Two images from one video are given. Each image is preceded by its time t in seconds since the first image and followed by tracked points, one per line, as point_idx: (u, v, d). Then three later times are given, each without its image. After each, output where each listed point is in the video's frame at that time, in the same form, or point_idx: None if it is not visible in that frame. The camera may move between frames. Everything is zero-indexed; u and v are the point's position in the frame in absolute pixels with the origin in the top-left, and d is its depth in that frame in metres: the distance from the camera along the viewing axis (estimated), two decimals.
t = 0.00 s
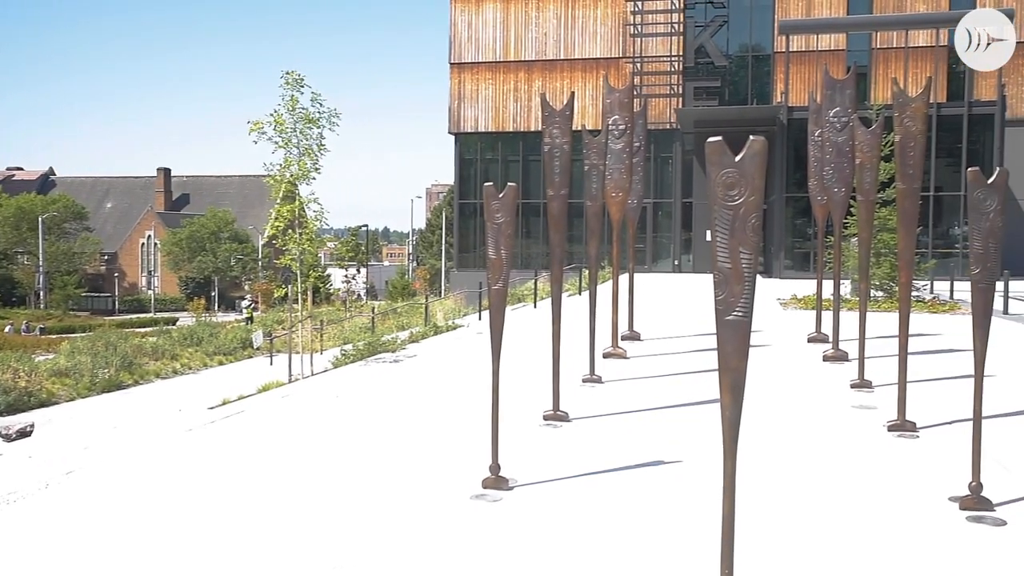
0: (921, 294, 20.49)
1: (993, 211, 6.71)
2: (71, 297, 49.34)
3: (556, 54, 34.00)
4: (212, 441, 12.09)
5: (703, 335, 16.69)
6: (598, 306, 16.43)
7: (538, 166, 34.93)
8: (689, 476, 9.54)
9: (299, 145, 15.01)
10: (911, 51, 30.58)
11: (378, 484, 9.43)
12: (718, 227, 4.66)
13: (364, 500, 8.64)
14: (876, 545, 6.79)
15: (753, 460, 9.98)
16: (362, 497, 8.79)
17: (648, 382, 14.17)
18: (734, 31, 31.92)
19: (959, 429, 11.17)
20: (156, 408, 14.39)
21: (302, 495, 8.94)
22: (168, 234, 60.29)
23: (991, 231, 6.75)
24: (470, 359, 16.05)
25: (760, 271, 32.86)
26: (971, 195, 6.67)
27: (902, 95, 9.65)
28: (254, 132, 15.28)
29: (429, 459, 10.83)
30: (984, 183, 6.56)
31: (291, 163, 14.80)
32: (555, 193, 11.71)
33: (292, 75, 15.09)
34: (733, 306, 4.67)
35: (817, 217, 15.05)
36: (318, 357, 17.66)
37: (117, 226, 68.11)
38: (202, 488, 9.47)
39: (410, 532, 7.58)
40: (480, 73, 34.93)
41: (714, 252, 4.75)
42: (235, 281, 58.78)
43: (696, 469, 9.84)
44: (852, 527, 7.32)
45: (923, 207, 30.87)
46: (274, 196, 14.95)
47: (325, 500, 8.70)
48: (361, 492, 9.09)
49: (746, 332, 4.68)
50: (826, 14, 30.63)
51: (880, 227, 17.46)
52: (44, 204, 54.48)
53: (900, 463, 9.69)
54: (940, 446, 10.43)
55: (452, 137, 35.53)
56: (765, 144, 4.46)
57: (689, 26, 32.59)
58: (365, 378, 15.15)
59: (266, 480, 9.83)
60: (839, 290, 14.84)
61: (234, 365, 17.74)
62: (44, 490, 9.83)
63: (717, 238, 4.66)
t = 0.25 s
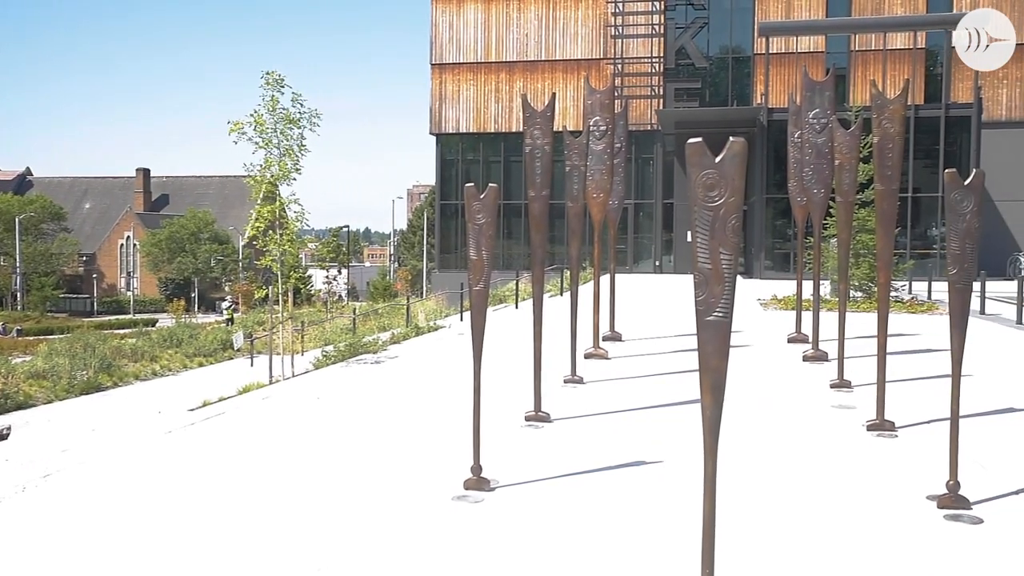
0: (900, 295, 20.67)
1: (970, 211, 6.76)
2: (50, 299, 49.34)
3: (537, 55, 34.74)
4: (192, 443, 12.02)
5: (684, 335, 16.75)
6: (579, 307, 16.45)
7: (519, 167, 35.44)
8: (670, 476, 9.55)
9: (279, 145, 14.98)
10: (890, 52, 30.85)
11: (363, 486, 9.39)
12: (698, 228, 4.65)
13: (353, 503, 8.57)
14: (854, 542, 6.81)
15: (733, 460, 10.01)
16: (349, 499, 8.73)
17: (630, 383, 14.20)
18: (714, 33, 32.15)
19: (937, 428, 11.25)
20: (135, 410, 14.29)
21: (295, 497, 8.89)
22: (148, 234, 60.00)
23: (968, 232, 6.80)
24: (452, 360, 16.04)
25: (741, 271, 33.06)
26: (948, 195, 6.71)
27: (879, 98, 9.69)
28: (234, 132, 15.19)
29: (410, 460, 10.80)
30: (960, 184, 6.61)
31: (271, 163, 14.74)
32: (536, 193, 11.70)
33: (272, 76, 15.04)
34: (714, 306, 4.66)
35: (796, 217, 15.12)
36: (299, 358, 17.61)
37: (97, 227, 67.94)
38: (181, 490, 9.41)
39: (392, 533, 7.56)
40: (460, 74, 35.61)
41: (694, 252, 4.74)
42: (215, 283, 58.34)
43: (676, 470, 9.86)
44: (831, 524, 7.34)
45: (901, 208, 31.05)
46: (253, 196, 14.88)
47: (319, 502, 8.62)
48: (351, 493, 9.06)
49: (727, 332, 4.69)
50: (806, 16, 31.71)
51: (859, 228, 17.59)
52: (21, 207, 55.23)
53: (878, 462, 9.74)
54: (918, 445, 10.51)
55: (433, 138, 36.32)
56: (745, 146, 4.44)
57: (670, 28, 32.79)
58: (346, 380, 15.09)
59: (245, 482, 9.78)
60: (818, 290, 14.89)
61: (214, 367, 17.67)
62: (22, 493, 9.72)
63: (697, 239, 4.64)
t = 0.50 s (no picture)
0: (881, 295, 20.82)
1: (948, 213, 6.82)
2: (29, 300, 49.12)
3: (519, 56, 34.77)
4: (172, 445, 11.94)
5: (666, 336, 16.80)
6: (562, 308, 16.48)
7: (501, 167, 35.56)
8: (652, 477, 9.57)
9: (261, 146, 14.93)
10: (870, 55, 31.16)
11: (345, 487, 9.37)
12: (680, 228, 4.65)
13: (335, 504, 8.56)
14: (833, 540, 6.85)
15: (714, 460, 10.05)
16: (332, 500, 8.72)
17: (613, 383, 14.23)
18: (696, 34, 32.89)
19: (917, 428, 11.34)
20: (115, 413, 14.18)
21: (277, 499, 8.86)
22: (128, 235, 59.63)
23: (946, 233, 6.87)
24: (435, 361, 16.04)
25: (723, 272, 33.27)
26: (927, 197, 6.76)
27: (859, 99, 9.70)
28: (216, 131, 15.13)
29: (392, 461, 10.77)
30: (939, 186, 6.64)
31: (253, 164, 14.68)
32: (519, 194, 11.64)
33: (254, 75, 14.97)
34: (695, 307, 4.66)
35: (778, 219, 15.19)
36: (281, 359, 17.57)
37: (77, 227, 67.58)
38: (161, 493, 9.35)
39: (374, 534, 7.55)
40: (443, 75, 35.60)
41: (675, 253, 4.74)
42: (196, 284, 58.07)
43: (658, 470, 9.88)
44: (811, 523, 7.39)
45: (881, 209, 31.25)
46: (235, 197, 14.81)
47: (302, 504, 8.60)
48: (333, 494, 9.04)
49: (708, 333, 4.70)
50: (785, 17, 32.29)
51: (840, 229, 17.71)
52: None
53: (857, 462, 9.81)
54: (898, 445, 10.58)
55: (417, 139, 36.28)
56: (726, 147, 4.46)
57: (653, 29, 33.48)
58: (329, 381, 15.04)
59: (226, 484, 9.73)
60: (799, 291, 14.96)
61: (196, 368, 17.59)
62: None
63: (678, 239, 4.65)
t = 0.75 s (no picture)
0: (862, 295, 20.96)
1: (928, 214, 6.88)
2: (9, 302, 48.77)
3: (503, 57, 34.80)
4: (153, 447, 11.88)
5: (649, 336, 16.85)
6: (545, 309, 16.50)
7: (484, 168, 35.65)
8: (635, 477, 9.59)
9: (244, 146, 14.85)
10: (852, 56, 31.44)
11: (328, 488, 9.36)
12: (663, 229, 4.66)
13: (318, 505, 8.57)
14: (814, 539, 6.89)
15: (697, 460, 10.08)
16: (314, 501, 8.72)
17: (595, 384, 14.25)
18: (679, 36, 32.99)
19: (898, 427, 11.42)
20: (96, 415, 14.07)
21: (260, 500, 8.85)
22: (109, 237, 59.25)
23: (926, 234, 6.92)
24: (418, 362, 16.04)
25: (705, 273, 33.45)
26: (908, 198, 6.80)
27: (841, 100, 9.72)
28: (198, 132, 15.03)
29: (375, 462, 10.76)
30: (920, 187, 6.68)
31: (236, 164, 14.63)
32: (502, 195, 11.56)
33: (236, 75, 14.90)
34: (678, 307, 4.67)
35: (760, 219, 15.26)
36: (264, 361, 17.51)
37: (57, 228, 67.18)
38: (143, 495, 9.31)
39: (358, 534, 7.57)
40: (426, 75, 35.54)
41: (658, 253, 4.75)
42: (179, 285, 57.75)
43: (642, 470, 9.91)
44: (791, 522, 7.42)
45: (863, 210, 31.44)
46: (218, 197, 14.75)
47: (285, 505, 8.60)
48: (316, 495, 9.04)
49: (691, 333, 4.71)
50: (768, 20, 32.55)
51: (822, 230, 17.82)
52: None
53: (843, 462, 9.84)
54: (878, 444, 10.64)
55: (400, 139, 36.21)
56: (709, 149, 4.46)
57: (636, 30, 33.74)
58: (312, 382, 15.00)
59: (208, 485, 9.70)
60: (781, 292, 15.02)
61: (178, 370, 17.51)
62: None
63: (661, 240, 4.65)
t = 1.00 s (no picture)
0: (842, 296, 21.11)
1: (908, 215, 6.92)
2: None
3: (485, 58, 34.82)
4: (133, 450, 11.79)
5: (631, 337, 16.90)
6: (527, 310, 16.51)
7: (467, 169, 35.70)
8: (617, 477, 9.62)
9: (225, 147, 14.77)
10: (832, 58, 31.65)
11: (309, 490, 9.33)
12: (644, 230, 4.65)
13: (299, 506, 8.54)
14: (794, 538, 6.92)
15: (678, 460, 10.11)
16: (295, 503, 8.69)
17: (577, 385, 14.26)
18: (661, 38, 33.18)
19: (877, 427, 11.50)
20: (75, 417, 13.95)
21: (240, 502, 8.81)
22: (88, 237, 58.86)
23: (905, 234, 6.96)
24: (400, 364, 16.01)
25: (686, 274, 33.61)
26: (887, 200, 6.84)
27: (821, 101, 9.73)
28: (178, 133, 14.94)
29: (357, 464, 10.73)
30: (899, 188, 6.71)
31: (216, 165, 14.55)
32: (485, 197, 11.45)
33: (217, 76, 14.82)
34: (660, 308, 4.67)
35: (742, 220, 15.32)
36: (245, 362, 17.44)
37: (36, 228, 66.72)
38: (121, 497, 9.24)
39: (339, 535, 7.55)
40: (409, 76, 35.49)
41: (639, 254, 4.74)
42: (159, 286, 57.40)
43: (623, 471, 9.93)
44: (771, 521, 7.45)
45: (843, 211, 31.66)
46: (198, 198, 14.67)
47: (265, 506, 8.57)
48: (296, 497, 9.00)
49: (673, 334, 4.72)
50: (750, 22, 32.71)
51: (802, 231, 17.92)
52: None
53: (822, 462, 9.90)
54: (858, 444, 10.71)
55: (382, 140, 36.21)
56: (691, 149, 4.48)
57: (618, 32, 33.64)
58: (294, 384, 14.95)
59: (187, 488, 9.64)
60: (762, 293, 15.08)
61: (158, 371, 17.42)
62: None
63: (642, 241, 4.65)
